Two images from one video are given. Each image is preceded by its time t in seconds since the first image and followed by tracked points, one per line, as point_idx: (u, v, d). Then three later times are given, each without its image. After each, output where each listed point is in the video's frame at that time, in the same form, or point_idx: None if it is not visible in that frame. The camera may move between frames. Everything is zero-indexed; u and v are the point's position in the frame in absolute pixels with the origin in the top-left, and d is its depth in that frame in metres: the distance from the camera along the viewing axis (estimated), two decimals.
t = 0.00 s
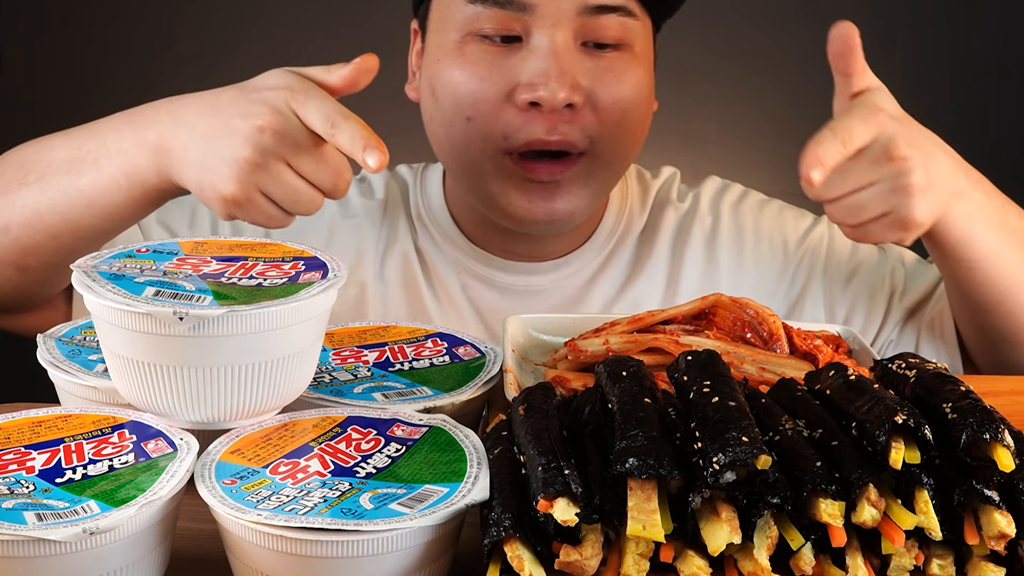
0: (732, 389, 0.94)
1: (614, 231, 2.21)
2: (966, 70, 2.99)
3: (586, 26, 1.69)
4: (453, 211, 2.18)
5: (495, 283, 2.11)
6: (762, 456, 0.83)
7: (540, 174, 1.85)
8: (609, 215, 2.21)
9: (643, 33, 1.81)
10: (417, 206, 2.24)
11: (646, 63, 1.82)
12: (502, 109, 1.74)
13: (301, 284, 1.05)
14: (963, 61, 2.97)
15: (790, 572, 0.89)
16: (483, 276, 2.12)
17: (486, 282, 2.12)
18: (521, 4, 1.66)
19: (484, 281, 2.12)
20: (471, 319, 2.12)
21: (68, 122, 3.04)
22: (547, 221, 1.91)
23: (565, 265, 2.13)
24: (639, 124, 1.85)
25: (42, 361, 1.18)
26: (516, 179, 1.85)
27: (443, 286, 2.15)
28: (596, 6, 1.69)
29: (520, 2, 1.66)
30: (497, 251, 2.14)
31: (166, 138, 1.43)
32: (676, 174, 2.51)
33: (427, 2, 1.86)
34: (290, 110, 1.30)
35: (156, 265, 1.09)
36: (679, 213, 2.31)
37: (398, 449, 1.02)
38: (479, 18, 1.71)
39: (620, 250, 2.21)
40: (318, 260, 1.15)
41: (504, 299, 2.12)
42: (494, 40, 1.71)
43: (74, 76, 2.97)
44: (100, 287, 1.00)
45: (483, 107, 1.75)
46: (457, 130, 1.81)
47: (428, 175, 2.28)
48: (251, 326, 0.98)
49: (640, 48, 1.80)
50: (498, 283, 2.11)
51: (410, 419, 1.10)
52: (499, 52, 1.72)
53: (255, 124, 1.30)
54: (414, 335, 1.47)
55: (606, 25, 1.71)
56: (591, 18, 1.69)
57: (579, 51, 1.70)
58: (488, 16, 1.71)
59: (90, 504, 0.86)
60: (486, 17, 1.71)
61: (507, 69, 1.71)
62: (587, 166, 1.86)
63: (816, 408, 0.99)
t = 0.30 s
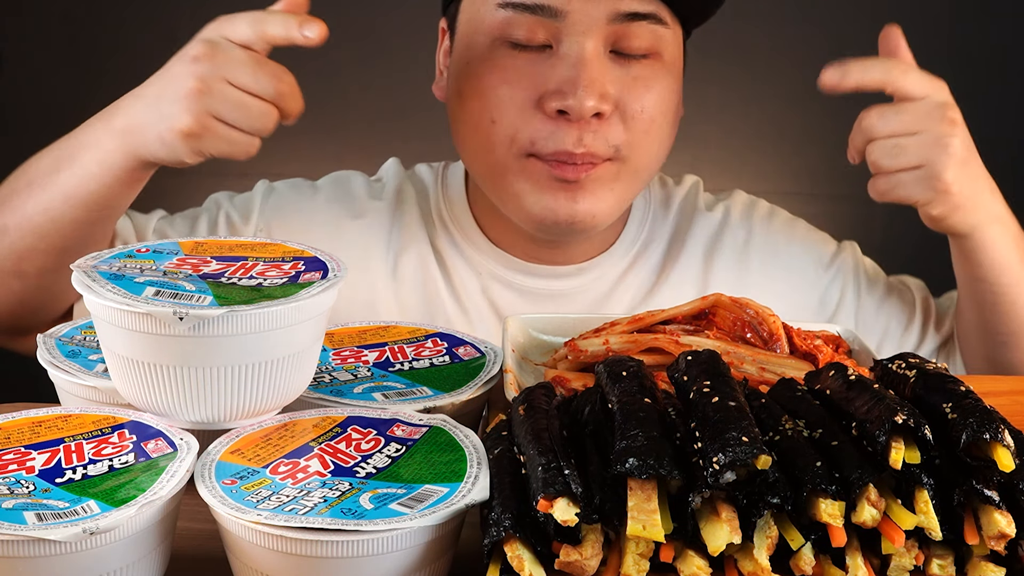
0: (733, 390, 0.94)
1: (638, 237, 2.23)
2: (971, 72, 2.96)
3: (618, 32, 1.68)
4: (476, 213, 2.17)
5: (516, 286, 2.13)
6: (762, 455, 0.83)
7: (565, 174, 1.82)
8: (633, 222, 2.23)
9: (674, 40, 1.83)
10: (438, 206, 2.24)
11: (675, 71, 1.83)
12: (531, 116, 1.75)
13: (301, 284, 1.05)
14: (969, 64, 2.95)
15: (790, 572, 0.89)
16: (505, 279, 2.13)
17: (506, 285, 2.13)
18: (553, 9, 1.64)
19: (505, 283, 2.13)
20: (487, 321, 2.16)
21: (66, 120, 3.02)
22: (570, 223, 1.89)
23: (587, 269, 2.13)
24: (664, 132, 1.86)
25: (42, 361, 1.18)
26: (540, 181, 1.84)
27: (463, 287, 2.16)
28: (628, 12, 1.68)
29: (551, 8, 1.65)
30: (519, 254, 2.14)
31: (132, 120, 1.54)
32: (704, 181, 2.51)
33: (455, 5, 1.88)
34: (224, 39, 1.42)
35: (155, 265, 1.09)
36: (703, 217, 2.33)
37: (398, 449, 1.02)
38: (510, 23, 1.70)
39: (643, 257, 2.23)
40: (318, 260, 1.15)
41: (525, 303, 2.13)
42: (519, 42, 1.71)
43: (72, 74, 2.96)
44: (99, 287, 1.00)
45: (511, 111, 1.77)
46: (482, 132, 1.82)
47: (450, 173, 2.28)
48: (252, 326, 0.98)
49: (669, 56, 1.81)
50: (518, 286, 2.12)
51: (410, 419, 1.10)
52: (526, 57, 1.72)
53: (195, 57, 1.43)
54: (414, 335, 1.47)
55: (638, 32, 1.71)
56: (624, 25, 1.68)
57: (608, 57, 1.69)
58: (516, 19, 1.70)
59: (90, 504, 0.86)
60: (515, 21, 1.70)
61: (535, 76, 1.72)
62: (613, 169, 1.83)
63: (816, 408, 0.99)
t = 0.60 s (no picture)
0: (733, 390, 0.94)
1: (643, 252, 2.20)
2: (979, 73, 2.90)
3: (600, 31, 1.68)
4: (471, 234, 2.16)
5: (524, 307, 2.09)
6: (762, 455, 0.83)
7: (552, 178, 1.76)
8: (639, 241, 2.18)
9: (665, 39, 1.80)
10: (437, 227, 2.22)
11: (667, 70, 1.80)
12: (511, 120, 1.72)
13: (301, 284, 1.05)
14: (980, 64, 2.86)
15: (790, 572, 0.89)
16: (505, 302, 2.10)
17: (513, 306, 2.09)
18: (531, 9, 1.65)
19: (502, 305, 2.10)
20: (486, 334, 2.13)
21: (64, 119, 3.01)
22: (562, 231, 1.85)
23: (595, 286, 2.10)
24: (662, 136, 1.82)
25: (43, 361, 1.18)
26: (526, 191, 1.80)
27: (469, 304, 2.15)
28: (610, 9, 1.67)
29: (529, 8, 1.66)
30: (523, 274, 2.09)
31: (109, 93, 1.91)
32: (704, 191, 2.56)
33: (446, 15, 1.90)
34: None
35: (156, 264, 1.09)
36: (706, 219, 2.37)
37: (398, 449, 1.02)
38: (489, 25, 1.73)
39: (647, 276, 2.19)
40: (318, 260, 1.15)
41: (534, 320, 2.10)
42: (502, 46, 1.73)
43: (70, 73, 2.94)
44: (99, 287, 1.00)
45: (491, 119, 1.74)
46: (466, 142, 1.80)
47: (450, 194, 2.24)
48: (252, 326, 0.98)
49: (660, 55, 1.78)
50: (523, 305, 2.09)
51: (410, 419, 1.10)
52: (507, 59, 1.72)
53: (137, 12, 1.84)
54: (414, 335, 1.47)
55: (622, 28, 1.70)
56: (605, 23, 1.68)
57: (592, 59, 1.68)
58: (498, 22, 1.72)
59: (90, 505, 0.86)
60: (497, 23, 1.72)
61: (517, 79, 1.70)
62: (605, 175, 1.80)
63: (817, 408, 0.99)
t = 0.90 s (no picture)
0: (733, 390, 0.94)
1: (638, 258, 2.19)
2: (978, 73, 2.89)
3: (586, 29, 1.68)
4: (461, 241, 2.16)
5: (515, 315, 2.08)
6: (762, 455, 0.83)
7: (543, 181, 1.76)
8: (632, 245, 2.19)
9: (653, 37, 1.80)
10: (426, 234, 2.22)
11: (657, 69, 1.80)
12: (500, 118, 1.72)
13: (301, 284, 1.05)
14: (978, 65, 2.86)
15: (790, 572, 0.89)
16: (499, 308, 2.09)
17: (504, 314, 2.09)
18: (517, 9, 1.66)
19: (496, 313, 2.10)
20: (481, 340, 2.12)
21: (65, 118, 3.01)
22: (554, 231, 1.83)
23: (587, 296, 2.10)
24: (652, 132, 1.81)
25: (42, 361, 1.18)
26: (517, 191, 1.78)
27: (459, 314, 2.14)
28: (596, 8, 1.67)
29: (515, 7, 1.66)
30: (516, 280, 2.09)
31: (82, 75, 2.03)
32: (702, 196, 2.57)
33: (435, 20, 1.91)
34: None
35: (156, 264, 1.09)
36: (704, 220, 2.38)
37: (398, 449, 1.02)
38: (477, 24, 1.74)
39: (640, 279, 2.19)
40: (318, 260, 1.15)
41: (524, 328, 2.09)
42: (489, 46, 1.73)
43: (71, 72, 2.94)
44: (99, 287, 1.00)
45: (480, 118, 1.74)
46: (456, 142, 1.80)
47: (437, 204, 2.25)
48: (252, 326, 0.98)
49: (649, 54, 1.78)
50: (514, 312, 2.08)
51: (410, 419, 1.10)
52: (495, 58, 1.72)
53: None
54: (414, 336, 1.47)
55: (609, 26, 1.71)
56: (591, 21, 1.68)
57: (579, 57, 1.69)
58: (484, 22, 1.72)
59: (90, 504, 0.86)
60: (485, 23, 1.73)
61: (504, 78, 1.70)
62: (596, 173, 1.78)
63: (817, 408, 0.99)
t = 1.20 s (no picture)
0: (733, 390, 0.94)
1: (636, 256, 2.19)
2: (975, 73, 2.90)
3: (585, 29, 1.69)
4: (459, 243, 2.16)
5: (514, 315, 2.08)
6: (762, 455, 0.83)
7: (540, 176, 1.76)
8: (631, 242, 2.18)
9: (650, 37, 1.80)
10: (422, 235, 2.22)
11: (654, 67, 1.80)
12: (499, 117, 1.72)
13: (302, 284, 1.05)
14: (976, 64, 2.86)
15: (790, 572, 0.89)
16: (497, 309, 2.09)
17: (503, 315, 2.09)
18: (516, 9, 1.66)
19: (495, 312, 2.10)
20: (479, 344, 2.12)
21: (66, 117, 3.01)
22: (555, 226, 1.83)
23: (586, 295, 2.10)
24: (650, 130, 1.81)
25: (42, 361, 1.18)
26: (515, 186, 1.79)
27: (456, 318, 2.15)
28: (595, 8, 1.68)
29: (514, 7, 1.66)
30: (514, 281, 2.10)
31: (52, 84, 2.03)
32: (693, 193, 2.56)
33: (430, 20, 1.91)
34: None
35: (156, 264, 1.09)
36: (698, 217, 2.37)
37: (398, 449, 1.02)
38: (476, 24, 1.73)
39: (640, 276, 2.20)
40: (318, 260, 1.15)
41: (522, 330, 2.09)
42: (488, 46, 1.73)
43: (71, 71, 2.94)
44: (99, 287, 1.00)
45: (479, 117, 1.74)
46: (454, 142, 1.79)
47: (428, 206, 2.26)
48: (252, 326, 0.98)
49: (646, 53, 1.78)
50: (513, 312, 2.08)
51: (410, 419, 1.10)
52: (493, 58, 1.72)
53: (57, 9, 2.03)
54: (414, 336, 1.47)
55: (607, 25, 1.71)
56: (590, 21, 1.68)
57: (578, 57, 1.69)
58: (482, 22, 1.72)
59: (90, 505, 0.86)
60: (483, 24, 1.73)
61: (503, 77, 1.70)
62: (595, 170, 1.78)
63: (817, 408, 0.99)
